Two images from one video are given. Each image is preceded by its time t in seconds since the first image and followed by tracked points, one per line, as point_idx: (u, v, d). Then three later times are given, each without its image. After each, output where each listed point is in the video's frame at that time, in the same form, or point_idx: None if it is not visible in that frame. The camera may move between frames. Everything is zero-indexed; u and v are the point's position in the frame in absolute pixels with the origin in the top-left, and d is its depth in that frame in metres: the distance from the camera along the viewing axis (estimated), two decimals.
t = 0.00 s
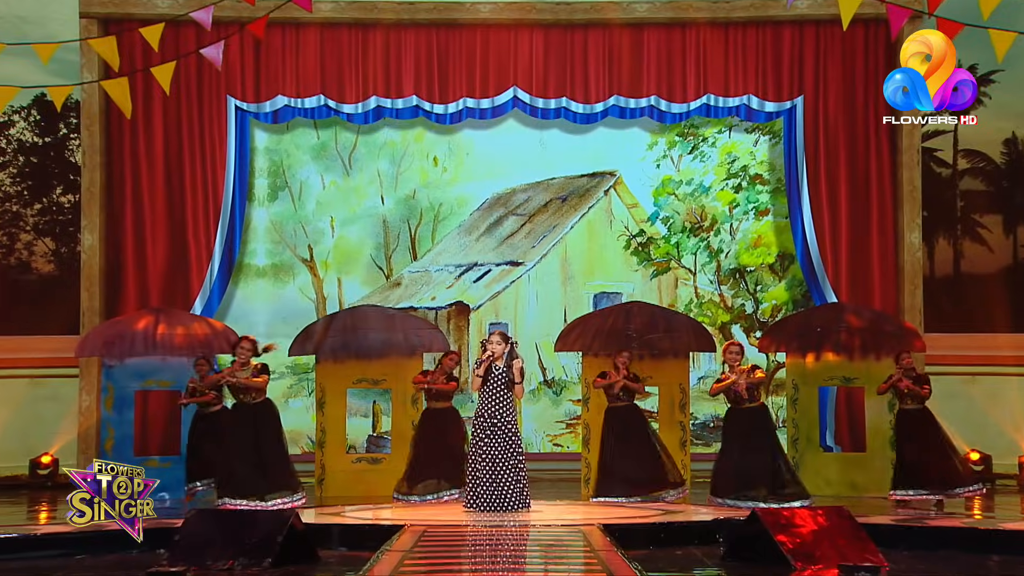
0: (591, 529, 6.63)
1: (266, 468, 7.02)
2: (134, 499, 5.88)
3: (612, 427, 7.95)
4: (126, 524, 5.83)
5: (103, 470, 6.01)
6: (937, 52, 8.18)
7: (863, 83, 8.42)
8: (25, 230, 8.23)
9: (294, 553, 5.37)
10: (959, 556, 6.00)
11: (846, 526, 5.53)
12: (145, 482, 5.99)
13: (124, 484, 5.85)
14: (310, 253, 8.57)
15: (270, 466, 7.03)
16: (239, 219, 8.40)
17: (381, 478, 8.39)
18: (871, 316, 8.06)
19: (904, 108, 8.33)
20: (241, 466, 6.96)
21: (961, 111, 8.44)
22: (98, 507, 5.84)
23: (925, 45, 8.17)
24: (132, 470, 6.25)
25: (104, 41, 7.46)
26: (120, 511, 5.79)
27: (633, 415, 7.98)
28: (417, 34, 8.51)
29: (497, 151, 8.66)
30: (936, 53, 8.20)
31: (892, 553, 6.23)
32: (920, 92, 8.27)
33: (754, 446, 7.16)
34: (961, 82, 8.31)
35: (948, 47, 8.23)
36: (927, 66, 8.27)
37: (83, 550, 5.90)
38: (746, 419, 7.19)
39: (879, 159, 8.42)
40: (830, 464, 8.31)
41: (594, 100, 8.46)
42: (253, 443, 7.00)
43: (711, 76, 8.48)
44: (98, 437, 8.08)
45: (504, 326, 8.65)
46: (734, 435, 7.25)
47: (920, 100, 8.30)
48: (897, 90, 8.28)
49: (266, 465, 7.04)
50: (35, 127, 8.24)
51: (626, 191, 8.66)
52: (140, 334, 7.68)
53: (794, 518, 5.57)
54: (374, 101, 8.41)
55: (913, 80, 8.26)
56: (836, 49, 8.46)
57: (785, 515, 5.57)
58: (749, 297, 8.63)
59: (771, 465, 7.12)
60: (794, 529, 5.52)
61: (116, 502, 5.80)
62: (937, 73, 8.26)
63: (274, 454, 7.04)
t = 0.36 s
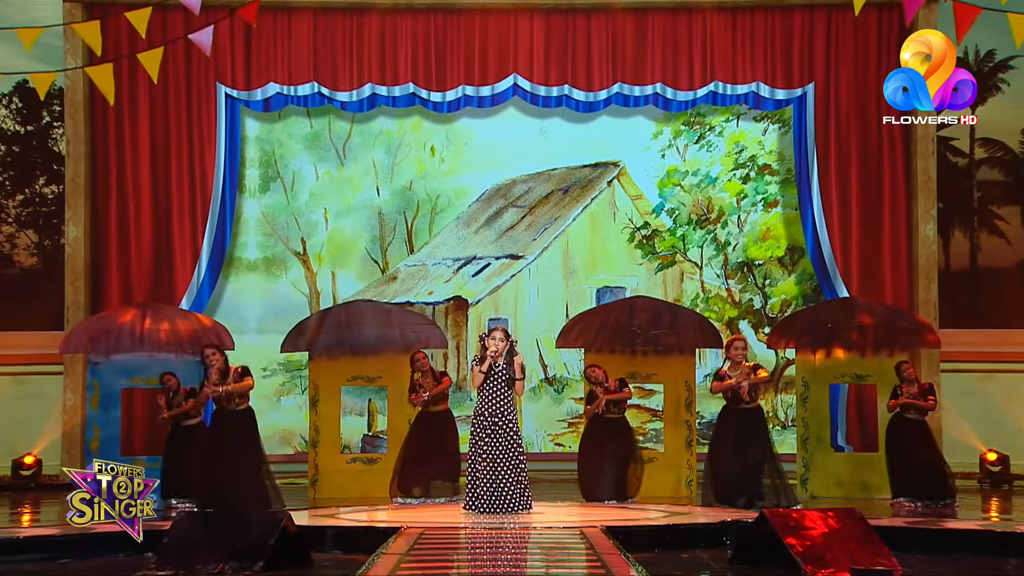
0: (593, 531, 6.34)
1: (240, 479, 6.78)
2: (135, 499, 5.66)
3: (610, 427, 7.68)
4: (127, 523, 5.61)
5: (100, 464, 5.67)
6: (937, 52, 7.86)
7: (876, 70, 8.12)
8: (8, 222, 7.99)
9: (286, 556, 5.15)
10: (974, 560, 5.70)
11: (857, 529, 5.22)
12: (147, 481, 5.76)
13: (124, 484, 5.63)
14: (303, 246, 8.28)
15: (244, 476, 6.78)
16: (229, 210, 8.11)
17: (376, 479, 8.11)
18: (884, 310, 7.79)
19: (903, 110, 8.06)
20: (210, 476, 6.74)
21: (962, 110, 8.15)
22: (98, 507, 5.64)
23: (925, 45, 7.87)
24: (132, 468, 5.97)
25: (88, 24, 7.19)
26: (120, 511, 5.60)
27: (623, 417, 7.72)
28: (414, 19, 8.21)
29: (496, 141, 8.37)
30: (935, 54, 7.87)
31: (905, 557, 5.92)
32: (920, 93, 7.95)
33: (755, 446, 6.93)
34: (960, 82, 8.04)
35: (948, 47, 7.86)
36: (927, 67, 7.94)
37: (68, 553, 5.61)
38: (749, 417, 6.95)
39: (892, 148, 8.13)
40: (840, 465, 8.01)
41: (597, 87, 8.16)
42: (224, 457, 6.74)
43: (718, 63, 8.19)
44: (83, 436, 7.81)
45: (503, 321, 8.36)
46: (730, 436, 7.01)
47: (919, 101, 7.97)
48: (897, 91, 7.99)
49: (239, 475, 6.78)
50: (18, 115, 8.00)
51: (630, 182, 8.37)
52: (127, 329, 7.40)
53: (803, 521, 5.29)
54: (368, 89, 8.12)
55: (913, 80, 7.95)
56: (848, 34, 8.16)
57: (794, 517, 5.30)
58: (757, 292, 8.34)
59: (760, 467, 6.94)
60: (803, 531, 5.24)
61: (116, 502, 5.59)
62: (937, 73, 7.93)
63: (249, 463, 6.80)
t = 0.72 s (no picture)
0: (597, 534, 6.05)
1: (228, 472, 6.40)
2: (135, 499, 5.04)
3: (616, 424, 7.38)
4: (126, 524, 5.05)
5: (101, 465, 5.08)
6: (937, 52, 7.81)
7: (890, 55, 7.83)
8: None
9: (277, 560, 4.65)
10: (995, 565, 5.38)
11: (873, 530, 4.88)
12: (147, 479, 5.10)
13: (124, 485, 4.94)
14: (296, 238, 7.99)
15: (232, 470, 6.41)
16: (218, 201, 7.81)
17: (372, 479, 7.83)
18: (899, 304, 7.51)
19: (903, 110, 7.82)
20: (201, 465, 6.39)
21: (963, 111, 7.91)
22: (98, 509, 4.95)
23: (926, 45, 7.80)
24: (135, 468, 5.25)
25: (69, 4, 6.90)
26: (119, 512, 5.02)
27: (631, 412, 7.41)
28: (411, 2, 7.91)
29: (496, 128, 8.07)
30: (936, 53, 7.83)
31: (921, 560, 5.58)
32: (921, 92, 7.78)
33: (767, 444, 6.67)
34: (961, 82, 7.88)
35: (947, 48, 7.85)
36: (928, 67, 7.84)
37: (51, 557, 5.32)
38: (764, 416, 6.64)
39: (907, 136, 7.84)
40: (853, 465, 7.72)
41: (601, 73, 7.87)
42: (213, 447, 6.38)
43: (727, 47, 7.88)
44: (66, 435, 7.54)
45: (503, 316, 8.07)
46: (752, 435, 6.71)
47: (920, 101, 7.79)
48: (897, 91, 7.80)
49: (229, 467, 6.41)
50: None
51: (634, 171, 8.07)
52: (113, 325, 7.11)
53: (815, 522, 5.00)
54: (363, 75, 7.82)
55: (913, 80, 7.79)
56: (862, 18, 7.86)
57: (805, 518, 4.91)
58: (767, 286, 8.05)
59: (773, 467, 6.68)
60: (815, 534, 4.85)
61: (115, 503, 4.96)
62: (938, 73, 7.83)
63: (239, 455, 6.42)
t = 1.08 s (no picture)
0: (600, 536, 5.78)
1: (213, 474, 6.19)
2: (135, 499, 5.38)
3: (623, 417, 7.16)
4: (127, 523, 5.17)
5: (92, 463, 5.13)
6: (937, 52, 7.55)
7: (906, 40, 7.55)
8: None
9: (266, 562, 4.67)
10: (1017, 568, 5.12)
11: (884, 533, 4.62)
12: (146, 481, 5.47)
13: (124, 484, 5.34)
14: (287, 230, 7.70)
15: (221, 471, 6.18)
16: (207, 191, 7.52)
17: (367, 480, 7.56)
18: (913, 299, 7.23)
19: (903, 110, 7.54)
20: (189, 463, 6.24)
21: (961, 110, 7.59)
22: (98, 507, 5.49)
23: (926, 44, 7.56)
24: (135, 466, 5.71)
25: None
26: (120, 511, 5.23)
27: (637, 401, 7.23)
28: None
29: (494, 116, 7.77)
30: (933, 57, 7.55)
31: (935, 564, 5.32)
32: (920, 92, 7.49)
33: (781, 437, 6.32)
34: (957, 85, 7.59)
35: (949, 47, 7.58)
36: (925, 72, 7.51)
37: (32, 561, 5.06)
38: (777, 413, 6.31)
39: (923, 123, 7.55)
40: (867, 465, 7.42)
41: (604, 58, 7.57)
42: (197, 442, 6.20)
43: (736, 32, 7.58)
44: (49, 435, 7.25)
45: (503, 311, 7.78)
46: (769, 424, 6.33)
47: (919, 102, 7.51)
48: (897, 92, 7.54)
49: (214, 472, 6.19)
50: None
51: (639, 161, 7.77)
52: (98, 320, 6.82)
53: (826, 524, 4.72)
54: (358, 60, 7.53)
55: (913, 80, 7.52)
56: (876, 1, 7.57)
57: (816, 521, 4.72)
58: (777, 280, 7.76)
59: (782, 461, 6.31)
60: (826, 536, 4.65)
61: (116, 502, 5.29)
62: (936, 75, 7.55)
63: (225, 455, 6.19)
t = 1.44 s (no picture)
0: (603, 539, 5.51)
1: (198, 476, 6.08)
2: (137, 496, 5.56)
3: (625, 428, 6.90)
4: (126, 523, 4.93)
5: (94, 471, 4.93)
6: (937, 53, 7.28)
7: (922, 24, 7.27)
8: None
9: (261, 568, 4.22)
10: None
11: (899, 536, 4.32)
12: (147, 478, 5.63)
13: (129, 485, 5.58)
14: (279, 222, 7.41)
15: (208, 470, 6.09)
16: (195, 180, 7.24)
17: (361, 481, 7.28)
18: (929, 293, 6.96)
19: (903, 110, 7.26)
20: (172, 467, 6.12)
21: (962, 110, 7.30)
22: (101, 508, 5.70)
23: (925, 45, 7.28)
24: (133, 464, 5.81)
25: None
26: (119, 511, 5.09)
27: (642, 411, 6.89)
28: None
29: (493, 103, 7.48)
30: (933, 57, 7.28)
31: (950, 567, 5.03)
32: (920, 91, 7.22)
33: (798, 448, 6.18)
34: (958, 85, 7.31)
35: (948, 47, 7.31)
36: (927, 70, 7.24)
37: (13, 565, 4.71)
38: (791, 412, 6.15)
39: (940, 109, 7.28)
40: (880, 465, 7.14)
41: (609, 43, 7.28)
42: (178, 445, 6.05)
43: (745, 15, 7.30)
44: (31, 434, 6.98)
45: (503, 305, 7.51)
46: (777, 436, 6.21)
47: (920, 101, 7.23)
48: (898, 91, 7.26)
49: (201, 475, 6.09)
50: None
51: (644, 149, 7.49)
52: (81, 315, 6.55)
53: (838, 527, 4.39)
54: (353, 45, 7.25)
55: (914, 80, 7.24)
56: None
57: (828, 523, 4.40)
58: (787, 273, 7.48)
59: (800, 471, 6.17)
60: (839, 539, 4.32)
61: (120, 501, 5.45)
62: (937, 73, 7.27)
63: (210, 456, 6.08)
